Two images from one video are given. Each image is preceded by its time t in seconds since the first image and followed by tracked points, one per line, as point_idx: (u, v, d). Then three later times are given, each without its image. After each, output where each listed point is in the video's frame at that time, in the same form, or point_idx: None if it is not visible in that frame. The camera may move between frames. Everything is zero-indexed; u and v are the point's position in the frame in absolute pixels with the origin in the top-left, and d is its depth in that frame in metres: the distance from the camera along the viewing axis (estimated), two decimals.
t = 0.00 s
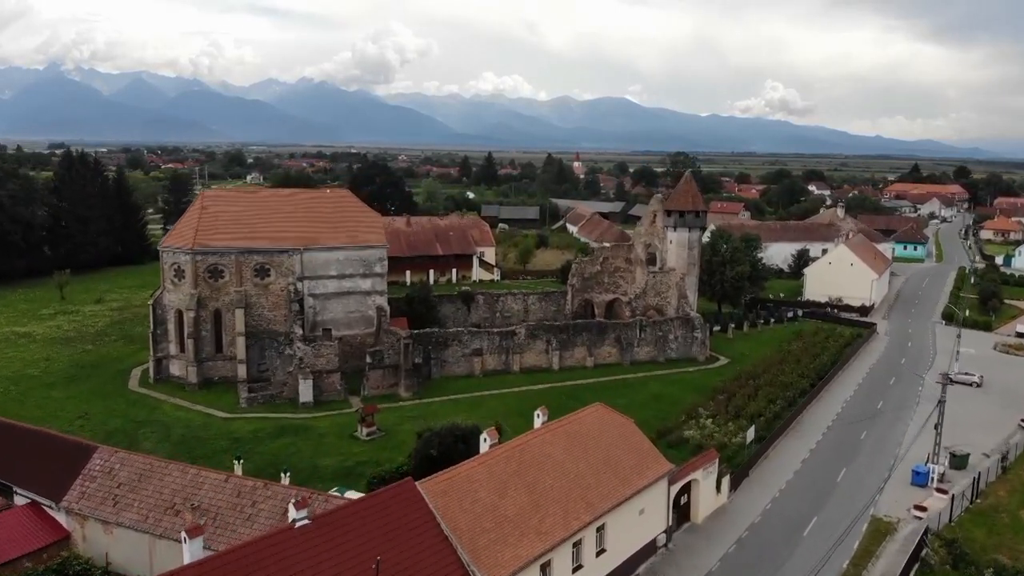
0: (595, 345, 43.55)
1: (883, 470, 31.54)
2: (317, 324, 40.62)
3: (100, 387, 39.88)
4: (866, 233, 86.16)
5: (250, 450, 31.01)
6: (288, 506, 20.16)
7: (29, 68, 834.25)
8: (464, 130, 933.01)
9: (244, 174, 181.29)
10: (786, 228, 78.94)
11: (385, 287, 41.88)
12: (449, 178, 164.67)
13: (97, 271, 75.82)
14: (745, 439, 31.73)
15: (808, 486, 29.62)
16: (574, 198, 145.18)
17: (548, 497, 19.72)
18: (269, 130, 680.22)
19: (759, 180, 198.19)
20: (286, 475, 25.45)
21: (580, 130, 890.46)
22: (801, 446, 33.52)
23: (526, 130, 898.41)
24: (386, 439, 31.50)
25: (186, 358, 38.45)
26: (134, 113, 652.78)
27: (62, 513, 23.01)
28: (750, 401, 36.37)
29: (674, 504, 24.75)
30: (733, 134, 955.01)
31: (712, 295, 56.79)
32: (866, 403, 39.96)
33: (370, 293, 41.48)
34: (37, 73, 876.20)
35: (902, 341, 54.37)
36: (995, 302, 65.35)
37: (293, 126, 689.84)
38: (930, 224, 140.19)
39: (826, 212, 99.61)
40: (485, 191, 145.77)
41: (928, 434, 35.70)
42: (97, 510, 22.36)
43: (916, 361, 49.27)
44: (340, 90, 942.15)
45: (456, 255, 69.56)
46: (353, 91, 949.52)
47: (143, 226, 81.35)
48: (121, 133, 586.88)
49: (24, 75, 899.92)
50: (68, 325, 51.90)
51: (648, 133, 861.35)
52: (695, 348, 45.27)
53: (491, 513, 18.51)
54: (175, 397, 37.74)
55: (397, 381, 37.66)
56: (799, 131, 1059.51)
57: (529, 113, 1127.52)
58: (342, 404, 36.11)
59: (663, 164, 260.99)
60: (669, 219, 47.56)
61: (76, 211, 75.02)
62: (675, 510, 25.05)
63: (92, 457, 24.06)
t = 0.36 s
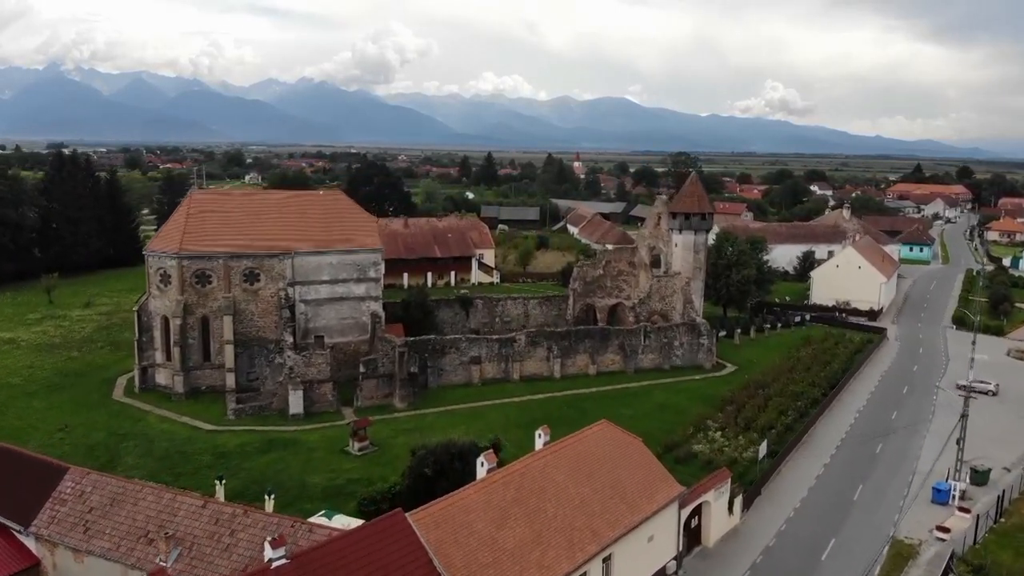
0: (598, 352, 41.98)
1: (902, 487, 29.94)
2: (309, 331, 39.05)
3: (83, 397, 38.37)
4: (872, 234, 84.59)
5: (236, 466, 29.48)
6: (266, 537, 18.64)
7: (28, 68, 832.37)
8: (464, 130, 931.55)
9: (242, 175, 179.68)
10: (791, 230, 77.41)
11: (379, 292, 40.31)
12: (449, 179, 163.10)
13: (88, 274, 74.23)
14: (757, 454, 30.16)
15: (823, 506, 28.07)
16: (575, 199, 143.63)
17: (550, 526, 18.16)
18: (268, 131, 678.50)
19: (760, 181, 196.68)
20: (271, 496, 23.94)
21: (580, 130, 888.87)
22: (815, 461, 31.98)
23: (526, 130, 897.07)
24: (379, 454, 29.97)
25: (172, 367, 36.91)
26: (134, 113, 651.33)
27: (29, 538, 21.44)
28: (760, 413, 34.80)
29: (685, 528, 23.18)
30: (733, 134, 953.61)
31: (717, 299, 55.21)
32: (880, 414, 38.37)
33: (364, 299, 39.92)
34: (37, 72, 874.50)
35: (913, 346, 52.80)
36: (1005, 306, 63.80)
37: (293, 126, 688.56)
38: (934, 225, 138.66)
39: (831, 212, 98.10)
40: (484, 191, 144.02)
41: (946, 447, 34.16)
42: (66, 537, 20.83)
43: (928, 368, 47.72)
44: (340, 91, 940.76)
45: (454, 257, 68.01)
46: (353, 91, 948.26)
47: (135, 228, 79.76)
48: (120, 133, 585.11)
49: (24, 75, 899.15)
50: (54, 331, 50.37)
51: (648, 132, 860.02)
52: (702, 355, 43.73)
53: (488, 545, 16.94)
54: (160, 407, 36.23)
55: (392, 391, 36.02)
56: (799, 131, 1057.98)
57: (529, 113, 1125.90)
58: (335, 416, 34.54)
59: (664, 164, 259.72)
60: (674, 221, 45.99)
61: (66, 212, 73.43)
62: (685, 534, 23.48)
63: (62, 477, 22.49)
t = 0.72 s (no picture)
0: (601, 360, 40.37)
1: (922, 506, 28.39)
2: (300, 338, 37.51)
3: (65, 407, 36.78)
4: (879, 235, 83.03)
5: (221, 483, 27.90)
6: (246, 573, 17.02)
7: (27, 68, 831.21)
8: (464, 129, 930.45)
9: (239, 175, 178.16)
10: (797, 232, 75.88)
11: (373, 298, 38.74)
12: (449, 179, 161.48)
13: (78, 277, 72.64)
14: (770, 471, 28.59)
15: (841, 526, 26.52)
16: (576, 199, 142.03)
17: (552, 561, 16.57)
18: (268, 130, 676.69)
19: (762, 181, 195.03)
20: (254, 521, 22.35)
21: (580, 130, 887.19)
22: (829, 477, 30.41)
23: (526, 130, 895.76)
24: (371, 470, 28.42)
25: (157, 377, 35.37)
26: (133, 113, 649.72)
27: None
28: (771, 425, 33.25)
29: (696, 556, 21.60)
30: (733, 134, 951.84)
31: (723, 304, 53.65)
32: (895, 426, 36.79)
33: (358, 305, 38.37)
34: (38, 71, 873.87)
35: (926, 352, 51.22)
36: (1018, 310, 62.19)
37: (292, 126, 687.29)
38: (939, 226, 137.05)
39: (836, 213, 96.57)
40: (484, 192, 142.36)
41: (966, 461, 32.59)
42: (32, 567, 19.18)
43: (942, 375, 46.17)
44: (340, 90, 939.18)
45: (453, 260, 66.42)
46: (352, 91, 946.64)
47: (127, 229, 78.20)
48: (119, 133, 583.42)
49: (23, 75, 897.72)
50: (40, 336, 48.83)
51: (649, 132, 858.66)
52: (708, 363, 42.16)
53: None
54: (144, 419, 34.68)
55: (386, 402, 34.40)
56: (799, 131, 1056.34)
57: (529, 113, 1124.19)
58: (326, 428, 32.97)
59: (665, 163, 258.24)
60: (681, 224, 44.44)
61: (56, 214, 71.87)
62: (697, 562, 21.91)
63: (32, 501, 20.81)
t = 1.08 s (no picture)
0: (605, 368, 38.80)
1: (945, 526, 26.82)
2: (290, 347, 35.96)
3: (44, 418, 35.18)
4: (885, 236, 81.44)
5: (204, 503, 26.36)
6: None
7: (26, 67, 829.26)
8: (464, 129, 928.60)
9: (236, 176, 176.36)
10: (802, 234, 74.39)
11: (367, 304, 37.18)
12: (448, 180, 159.75)
13: (68, 281, 71.00)
14: (784, 490, 27.02)
15: (860, 549, 24.95)
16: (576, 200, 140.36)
17: None
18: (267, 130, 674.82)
19: (764, 181, 193.37)
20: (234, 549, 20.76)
21: (580, 130, 885.46)
22: (845, 495, 28.85)
23: (526, 130, 894.40)
24: (362, 489, 26.87)
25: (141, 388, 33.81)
26: (132, 113, 647.87)
27: None
28: (784, 439, 31.66)
29: None
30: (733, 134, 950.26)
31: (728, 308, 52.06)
32: (911, 438, 35.24)
33: (351, 312, 36.81)
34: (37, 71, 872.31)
35: (938, 358, 49.73)
36: None
37: (292, 126, 685.93)
38: (944, 227, 135.50)
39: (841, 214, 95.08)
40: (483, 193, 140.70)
41: (987, 477, 31.04)
42: None
43: (956, 383, 44.60)
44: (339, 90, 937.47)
45: (451, 263, 64.84)
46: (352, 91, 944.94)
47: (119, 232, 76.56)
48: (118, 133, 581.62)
49: (23, 75, 897.60)
50: (24, 343, 47.22)
51: (649, 131, 856.89)
52: (716, 371, 40.60)
53: None
54: (127, 431, 33.12)
55: (380, 414, 32.83)
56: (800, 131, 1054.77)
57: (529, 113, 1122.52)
58: (316, 443, 31.41)
59: (666, 163, 256.65)
60: (687, 227, 42.85)
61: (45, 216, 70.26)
62: None
63: None
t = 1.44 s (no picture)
0: (608, 378, 37.24)
1: (970, 549, 25.23)
2: (280, 356, 34.42)
3: (22, 430, 33.60)
4: (893, 238, 79.87)
5: (184, 526, 24.81)
6: None
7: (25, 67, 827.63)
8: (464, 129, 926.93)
9: (234, 176, 174.64)
10: (808, 236, 72.83)
11: (360, 310, 35.61)
12: (447, 180, 158.16)
13: (58, 283, 69.46)
14: (801, 511, 25.45)
15: None
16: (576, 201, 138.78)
17: None
18: (267, 130, 673.01)
19: (766, 181, 191.81)
20: None
21: (580, 130, 883.80)
22: (863, 515, 27.26)
23: (526, 130, 893.01)
24: (352, 510, 25.30)
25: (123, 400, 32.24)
26: (131, 113, 645.99)
27: None
28: (798, 454, 30.12)
29: None
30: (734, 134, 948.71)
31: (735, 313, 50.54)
32: (928, 451, 33.66)
33: (343, 319, 35.26)
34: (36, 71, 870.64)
35: (951, 365, 48.17)
36: None
37: (292, 126, 684.63)
38: (949, 227, 133.92)
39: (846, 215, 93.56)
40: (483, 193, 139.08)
41: (1010, 496, 29.45)
42: None
43: (971, 391, 43.01)
44: (339, 90, 935.89)
45: (451, 265, 63.35)
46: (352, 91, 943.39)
47: (111, 234, 75.14)
48: (117, 133, 579.86)
49: (23, 75, 895.80)
50: (7, 349, 45.65)
51: (650, 131, 855.30)
52: (723, 381, 39.07)
53: None
54: (108, 445, 31.55)
55: (373, 427, 31.25)
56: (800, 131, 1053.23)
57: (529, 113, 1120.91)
58: (306, 459, 29.84)
59: (668, 163, 254.93)
60: (694, 229, 41.35)
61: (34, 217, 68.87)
62: None
63: None
